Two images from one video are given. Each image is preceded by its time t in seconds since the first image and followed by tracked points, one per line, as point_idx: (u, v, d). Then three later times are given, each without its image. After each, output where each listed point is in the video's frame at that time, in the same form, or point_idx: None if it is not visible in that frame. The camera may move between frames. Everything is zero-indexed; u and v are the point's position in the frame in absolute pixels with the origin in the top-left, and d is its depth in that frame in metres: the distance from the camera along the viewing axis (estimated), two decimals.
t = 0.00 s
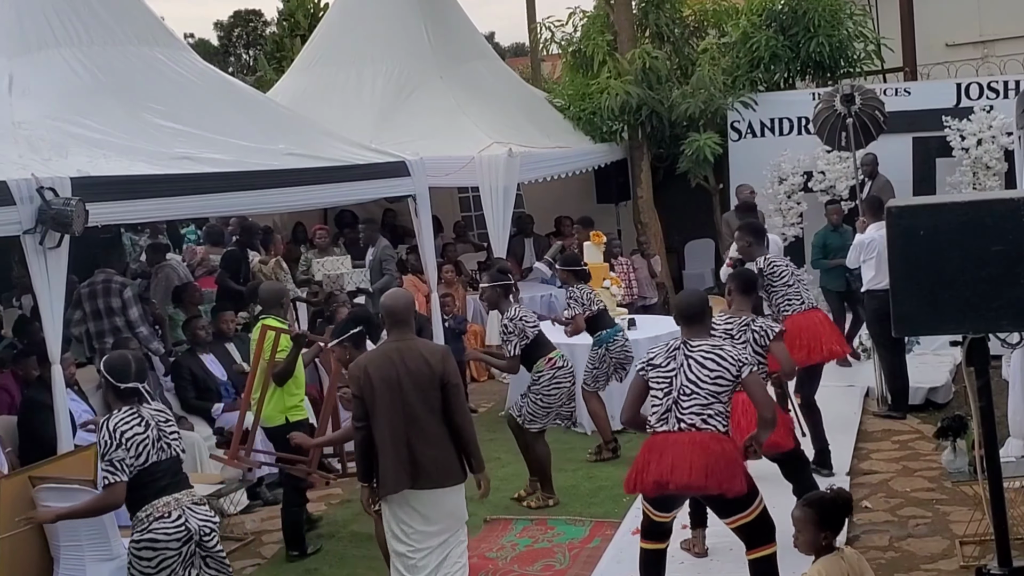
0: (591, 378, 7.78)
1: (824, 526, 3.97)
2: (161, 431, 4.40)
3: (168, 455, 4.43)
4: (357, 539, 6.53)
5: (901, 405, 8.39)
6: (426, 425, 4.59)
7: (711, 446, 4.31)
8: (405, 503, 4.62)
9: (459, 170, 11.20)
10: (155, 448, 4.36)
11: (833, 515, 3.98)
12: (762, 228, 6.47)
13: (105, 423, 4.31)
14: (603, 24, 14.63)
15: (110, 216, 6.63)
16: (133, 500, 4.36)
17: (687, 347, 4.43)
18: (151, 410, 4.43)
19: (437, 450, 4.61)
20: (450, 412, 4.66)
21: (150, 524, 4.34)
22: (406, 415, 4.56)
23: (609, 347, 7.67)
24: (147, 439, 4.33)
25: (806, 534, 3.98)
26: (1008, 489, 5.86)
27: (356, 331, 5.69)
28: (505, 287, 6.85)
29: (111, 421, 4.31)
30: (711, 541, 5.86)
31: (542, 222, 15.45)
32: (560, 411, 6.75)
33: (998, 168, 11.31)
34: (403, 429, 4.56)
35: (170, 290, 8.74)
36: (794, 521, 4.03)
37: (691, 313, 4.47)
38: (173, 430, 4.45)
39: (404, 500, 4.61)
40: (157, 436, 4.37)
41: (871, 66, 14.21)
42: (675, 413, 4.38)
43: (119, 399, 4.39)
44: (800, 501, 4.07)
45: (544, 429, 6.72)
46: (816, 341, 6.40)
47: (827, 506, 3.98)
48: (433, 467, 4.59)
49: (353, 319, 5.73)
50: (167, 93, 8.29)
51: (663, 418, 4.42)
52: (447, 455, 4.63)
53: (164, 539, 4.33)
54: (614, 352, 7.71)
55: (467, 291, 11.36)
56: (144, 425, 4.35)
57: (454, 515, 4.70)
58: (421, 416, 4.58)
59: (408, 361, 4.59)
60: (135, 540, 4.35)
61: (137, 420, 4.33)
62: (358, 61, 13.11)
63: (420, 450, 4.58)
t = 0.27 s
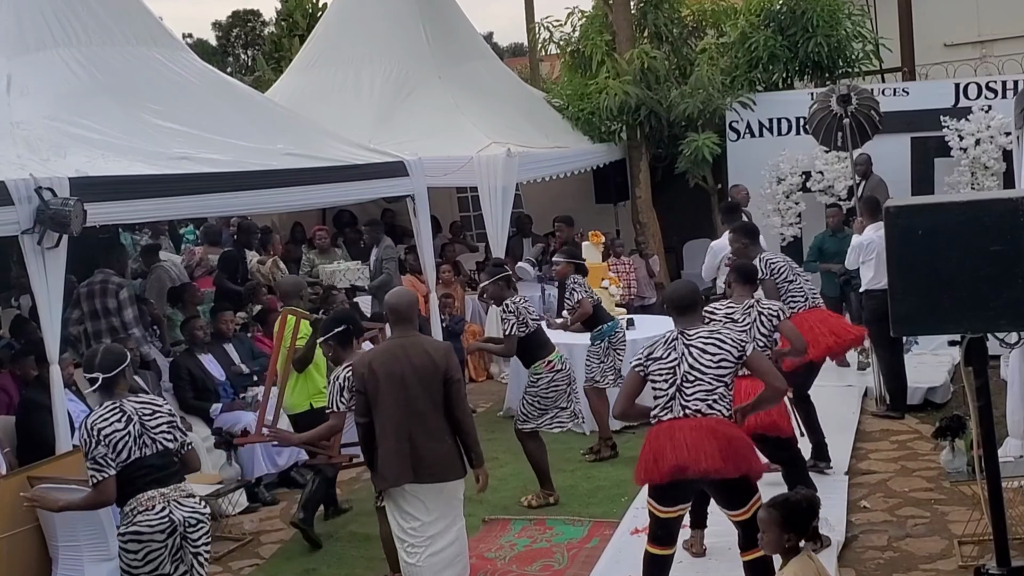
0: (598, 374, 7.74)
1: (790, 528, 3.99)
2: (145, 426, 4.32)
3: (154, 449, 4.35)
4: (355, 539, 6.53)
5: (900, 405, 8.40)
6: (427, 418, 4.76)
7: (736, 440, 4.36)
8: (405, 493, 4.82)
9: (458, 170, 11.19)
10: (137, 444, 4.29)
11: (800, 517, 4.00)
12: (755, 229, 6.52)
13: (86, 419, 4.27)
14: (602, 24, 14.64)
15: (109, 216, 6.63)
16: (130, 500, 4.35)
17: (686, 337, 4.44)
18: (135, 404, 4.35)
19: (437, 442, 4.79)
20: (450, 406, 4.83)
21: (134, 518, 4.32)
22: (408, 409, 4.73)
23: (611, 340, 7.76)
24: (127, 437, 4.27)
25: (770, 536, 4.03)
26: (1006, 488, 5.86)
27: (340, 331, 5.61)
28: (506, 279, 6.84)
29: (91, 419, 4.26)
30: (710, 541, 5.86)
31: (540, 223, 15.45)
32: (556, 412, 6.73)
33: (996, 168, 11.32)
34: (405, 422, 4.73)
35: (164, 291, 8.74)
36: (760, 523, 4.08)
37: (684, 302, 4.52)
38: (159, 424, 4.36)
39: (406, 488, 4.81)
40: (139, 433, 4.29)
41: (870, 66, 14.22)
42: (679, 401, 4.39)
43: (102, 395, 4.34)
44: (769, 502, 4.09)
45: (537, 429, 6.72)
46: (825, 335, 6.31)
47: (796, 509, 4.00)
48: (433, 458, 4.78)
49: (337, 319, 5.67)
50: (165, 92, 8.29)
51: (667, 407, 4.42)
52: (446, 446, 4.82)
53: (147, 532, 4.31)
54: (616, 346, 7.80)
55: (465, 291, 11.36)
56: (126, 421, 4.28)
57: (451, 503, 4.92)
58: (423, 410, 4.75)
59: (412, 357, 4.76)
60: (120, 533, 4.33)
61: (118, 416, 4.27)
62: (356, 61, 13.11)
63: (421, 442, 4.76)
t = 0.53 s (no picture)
0: (594, 376, 7.82)
1: (785, 520, 4.11)
2: (145, 441, 4.32)
3: (156, 464, 4.35)
4: (355, 540, 6.54)
5: (900, 406, 8.41)
6: (435, 413, 4.77)
7: (738, 440, 4.40)
8: (407, 487, 4.82)
9: (457, 171, 11.19)
10: (139, 458, 4.28)
11: (790, 510, 4.12)
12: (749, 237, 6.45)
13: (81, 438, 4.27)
14: (602, 25, 14.64)
15: (109, 217, 6.63)
16: (133, 506, 4.33)
17: (694, 339, 4.44)
18: (134, 423, 4.36)
19: (443, 439, 4.79)
20: (461, 402, 4.83)
21: (152, 528, 4.28)
22: (416, 403, 4.74)
23: (612, 343, 7.76)
24: (126, 452, 4.27)
25: (772, 533, 4.11)
26: (1006, 490, 5.86)
27: (344, 338, 5.61)
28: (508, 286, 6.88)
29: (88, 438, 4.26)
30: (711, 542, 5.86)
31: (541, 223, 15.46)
32: (564, 405, 6.75)
33: (996, 168, 11.33)
34: (412, 417, 4.75)
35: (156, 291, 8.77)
36: (753, 521, 4.14)
37: (700, 306, 4.49)
38: (160, 439, 4.36)
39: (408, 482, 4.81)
40: (139, 447, 4.29)
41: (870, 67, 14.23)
42: (679, 402, 4.40)
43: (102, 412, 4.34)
44: (757, 500, 4.18)
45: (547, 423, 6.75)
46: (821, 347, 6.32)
47: (784, 504, 4.11)
48: (437, 454, 4.77)
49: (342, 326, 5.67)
50: (165, 94, 8.29)
51: (666, 407, 4.43)
52: (453, 443, 4.82)
53: (167, 542, 4.27)
54: (618, 348, 7.82)
55: (466, 292, 11.37)
56: (124, 438, 4.28)
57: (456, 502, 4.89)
58: (430, 405, 4.76)
59: (423, 351, 4.77)
60: (137, 545, 4.28)
61: (116, 433, 4.27)
62: (356, 62, 13.12)
63: (426, 437, 4.76)
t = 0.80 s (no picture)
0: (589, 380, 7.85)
1: (773, 517, 4.13)
2: (171, 439, 4.34)
3: (179, 464, 4.36)
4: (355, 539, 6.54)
5: (900, 406, 8.41)
6: (443, 402, 4.92)
7: (733, 458, 4.41)
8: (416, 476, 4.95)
9: (457, 171, 11.19)
10: (164, 458, 4.29)
11: (776, 505, 4.16)
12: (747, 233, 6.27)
13: (114, 431, 4.25)
14: (602, 25, 14.64)
15: (109, 217, 6.62)
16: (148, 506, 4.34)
17: (685, 354, 4.43)
18: (161, 418, 4.36)
19: (452, 426, 4.95)
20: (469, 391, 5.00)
21: (163, 533, 4.32)
22: (424, 391, 4.89)
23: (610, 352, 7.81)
24: (157, 449, 4.27)
25: (761, 528, 4.11)
26: (1006, 489, 5.86)
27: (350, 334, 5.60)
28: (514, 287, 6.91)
29: (120, 431, 4.25)
30: (710, 540, 5.87)
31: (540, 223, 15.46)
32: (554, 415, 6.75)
33: (996, 168, 11.34)
34: (420, 404, 4.89)
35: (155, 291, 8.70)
36: (742, 516, 4.14)
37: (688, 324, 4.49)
38: (184, 439, 4.38)
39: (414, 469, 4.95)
40: (167, 445, 4.30)
41: (870, 67, 14.23)
42: (674, 420, 4.41)
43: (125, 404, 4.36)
44: (745, 496, 4.20)
45: (521, 420, 6.76)
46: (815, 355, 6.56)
47: (772, 498, 4.16)
48: (444, 441, 4.92)
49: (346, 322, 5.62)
50: (165, 94, 8.29)
51: (662, 425, 4.44)
52: (459, 431, 4.97)
53: (177, 549, 4.32)
54: (614, 356, 7.83)
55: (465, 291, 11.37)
56: (153, 433, 4.28)
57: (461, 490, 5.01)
58: (439, 393, 4.91)
59: (433, 343, 4.92)
60: (148, 546, 4.33)
61: (146, 428, 4.27)
62: (356, 62, 13.12)
63: (435, 424, 4.92)
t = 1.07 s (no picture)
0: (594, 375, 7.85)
1: (750, 512, 4.12)
2: (165, 426, 4.39)
3: (175, 448, 4.41)
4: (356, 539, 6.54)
5: (900, 405, 8.41)
6: (443, 397, 4.96)
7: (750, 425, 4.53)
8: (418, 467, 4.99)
9: (457, 171, 11.20)
10: (159, 443, 4.35)
11: (755, 501, 4.13)
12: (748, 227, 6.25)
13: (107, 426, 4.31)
14: (602, 25, 14.63)
15: (110, 217, 6.62)
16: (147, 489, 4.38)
17: (672, 333, 4.44)
18: (153, 408, 4.41)
19: (452, 421, 4.98)
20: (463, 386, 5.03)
21: (163, 508, 4.33)
22: (425, 387, 4.92)
23: (609, 341, 7.70)
24: (150, 437, 4.32)
25: (738, 525, 4.12)
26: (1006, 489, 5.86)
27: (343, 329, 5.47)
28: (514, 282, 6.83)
29: (113, 425, 4.29)
30: (710, 540, 5.86)
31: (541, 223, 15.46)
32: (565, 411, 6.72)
33: (996, 167, 11.35)
34: (421, 401, 4.92)
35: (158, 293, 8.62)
36: (719, 512, 4.13)
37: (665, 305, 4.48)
38: (178, 423, 4.44)
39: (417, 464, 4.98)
40: (160, 432, 4.35)
41: (870, 66, 14.23)
42: (687, 397, 4.41)
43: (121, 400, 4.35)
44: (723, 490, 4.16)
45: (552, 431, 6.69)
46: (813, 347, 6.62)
47: (752, 493, 4.11)
48: (446, 435, 4.96)
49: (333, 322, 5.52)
50: (166, 94, 8.29)
51: (677, 405, 4.41)
52: (460, 425, 5.01)
53: (176, 521, 4.32)
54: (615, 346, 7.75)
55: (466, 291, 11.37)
56: (147, 423, 4.33)
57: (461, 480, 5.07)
58: (439, 389, 4.94)
59: (430, 339, 4.94)
60: (149, 527, 4.34)
61: (139, 419, 4.32)
62: (356, 62, 13.11)
63: (436, 419, 4.95)
